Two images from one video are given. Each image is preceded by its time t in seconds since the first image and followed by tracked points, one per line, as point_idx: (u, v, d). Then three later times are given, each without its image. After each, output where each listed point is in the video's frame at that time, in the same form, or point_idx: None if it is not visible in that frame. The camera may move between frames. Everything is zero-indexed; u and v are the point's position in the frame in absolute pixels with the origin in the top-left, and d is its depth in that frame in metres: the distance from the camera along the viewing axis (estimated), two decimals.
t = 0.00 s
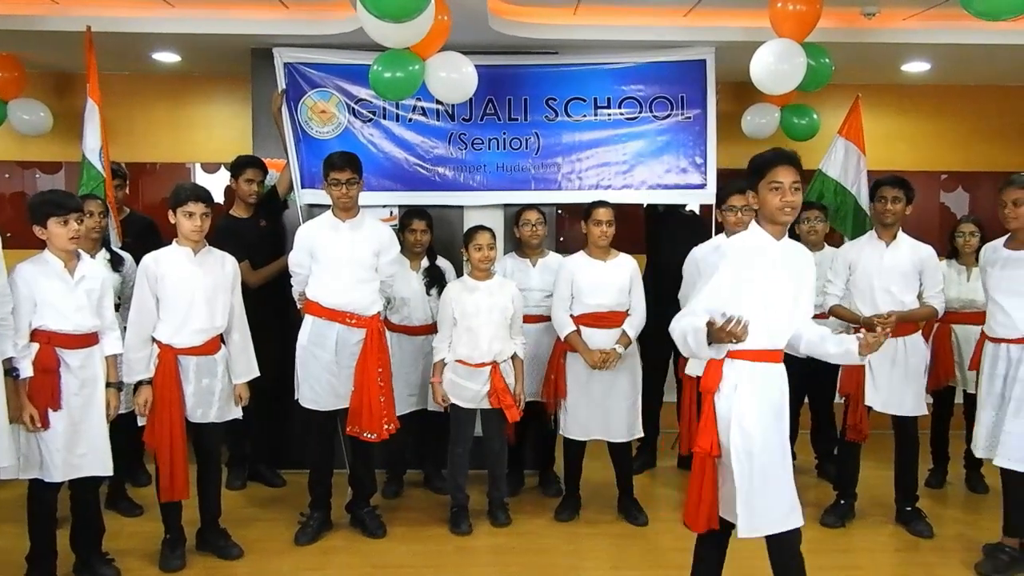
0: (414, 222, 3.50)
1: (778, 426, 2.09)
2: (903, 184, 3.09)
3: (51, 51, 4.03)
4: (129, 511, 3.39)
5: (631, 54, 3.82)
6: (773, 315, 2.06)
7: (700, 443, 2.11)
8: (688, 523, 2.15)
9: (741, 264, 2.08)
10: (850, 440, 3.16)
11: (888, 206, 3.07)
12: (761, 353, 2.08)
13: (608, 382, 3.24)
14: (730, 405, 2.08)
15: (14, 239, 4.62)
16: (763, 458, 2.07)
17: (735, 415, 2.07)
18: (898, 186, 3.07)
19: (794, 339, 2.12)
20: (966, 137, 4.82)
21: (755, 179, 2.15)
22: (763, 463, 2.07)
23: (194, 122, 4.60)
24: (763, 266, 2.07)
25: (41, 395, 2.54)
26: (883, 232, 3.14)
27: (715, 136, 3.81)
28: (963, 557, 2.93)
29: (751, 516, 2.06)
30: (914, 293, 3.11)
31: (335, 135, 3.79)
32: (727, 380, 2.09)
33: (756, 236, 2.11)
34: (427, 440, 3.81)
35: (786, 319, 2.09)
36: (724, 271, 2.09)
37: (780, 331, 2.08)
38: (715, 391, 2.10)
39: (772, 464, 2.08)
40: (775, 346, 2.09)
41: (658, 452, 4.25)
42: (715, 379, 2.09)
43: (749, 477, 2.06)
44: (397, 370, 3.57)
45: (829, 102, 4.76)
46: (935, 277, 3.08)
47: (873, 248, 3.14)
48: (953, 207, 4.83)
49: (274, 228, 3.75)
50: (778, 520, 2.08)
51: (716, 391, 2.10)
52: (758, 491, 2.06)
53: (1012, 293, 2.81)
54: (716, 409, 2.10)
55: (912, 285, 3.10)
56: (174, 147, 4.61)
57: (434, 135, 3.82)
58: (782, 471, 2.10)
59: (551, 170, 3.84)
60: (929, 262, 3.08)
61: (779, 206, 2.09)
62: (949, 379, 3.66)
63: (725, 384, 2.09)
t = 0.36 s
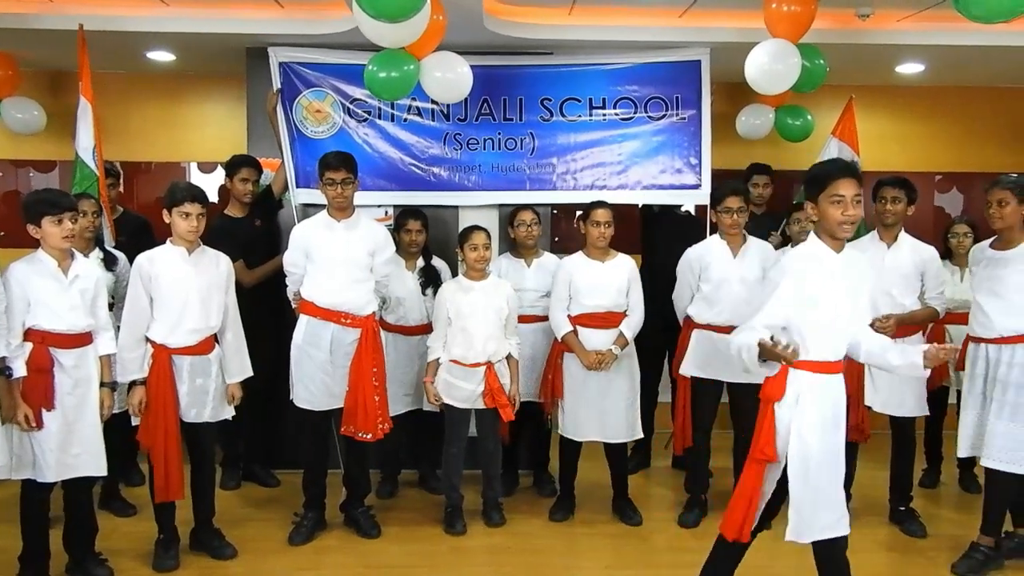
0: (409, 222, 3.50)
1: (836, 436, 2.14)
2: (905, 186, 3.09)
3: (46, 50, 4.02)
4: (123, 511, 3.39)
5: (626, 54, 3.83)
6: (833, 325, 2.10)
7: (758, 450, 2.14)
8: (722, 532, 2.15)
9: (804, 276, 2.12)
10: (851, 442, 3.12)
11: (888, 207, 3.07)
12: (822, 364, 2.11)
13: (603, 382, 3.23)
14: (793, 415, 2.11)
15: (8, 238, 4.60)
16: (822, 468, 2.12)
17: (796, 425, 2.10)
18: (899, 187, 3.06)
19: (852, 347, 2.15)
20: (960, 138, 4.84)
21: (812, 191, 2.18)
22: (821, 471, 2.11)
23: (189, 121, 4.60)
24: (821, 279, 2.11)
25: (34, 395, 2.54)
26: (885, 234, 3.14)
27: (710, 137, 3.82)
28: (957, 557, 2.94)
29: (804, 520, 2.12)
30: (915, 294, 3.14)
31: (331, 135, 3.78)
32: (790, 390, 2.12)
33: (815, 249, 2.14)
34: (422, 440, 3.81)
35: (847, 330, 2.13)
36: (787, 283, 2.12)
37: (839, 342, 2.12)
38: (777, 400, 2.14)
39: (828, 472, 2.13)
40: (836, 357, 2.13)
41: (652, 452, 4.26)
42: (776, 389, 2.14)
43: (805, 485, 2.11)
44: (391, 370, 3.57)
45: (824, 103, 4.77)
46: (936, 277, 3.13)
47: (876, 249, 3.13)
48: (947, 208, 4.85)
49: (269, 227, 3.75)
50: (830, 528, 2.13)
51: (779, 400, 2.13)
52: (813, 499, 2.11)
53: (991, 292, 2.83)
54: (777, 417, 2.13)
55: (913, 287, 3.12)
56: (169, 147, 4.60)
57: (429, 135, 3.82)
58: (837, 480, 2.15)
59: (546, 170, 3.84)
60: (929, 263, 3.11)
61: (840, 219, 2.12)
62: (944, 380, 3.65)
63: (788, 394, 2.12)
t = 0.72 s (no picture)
0: (402, 222, 3.50)
1: (870, 432, 2.19)
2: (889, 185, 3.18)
3: (37, 48, 4.00)
4: (113, 511, 3.37)
5: (619, 56, 3.83)
6: (871, 319, 2.15)
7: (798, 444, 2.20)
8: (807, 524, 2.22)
9: (845, 268, 2.15)
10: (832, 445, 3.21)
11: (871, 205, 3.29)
12: (858, 357, 2.17)
13: (596, 383, 3.23)
14: (829, 410, 2.16)
15: None
16: (856, 463, 2.17)
17: (832, 419, 2.16)
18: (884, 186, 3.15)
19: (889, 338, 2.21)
20: (951, 141, 4.86)
21: (849, 185, 2.22)
22: (855, 466, 2.16)
23: (183, 120, 4.58)
24: (862, 272, 2.14)
25: (23, 395, 2.53)
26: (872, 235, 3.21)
27: (703, 139, 3.83)
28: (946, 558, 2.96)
29: (841, 515, 2.15)
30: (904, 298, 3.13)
31: (324, 135, 3.77)
32: (824, 384, 2.18)
33: (854, 242, 2.18)
34: (414, 441, 3.81)
35: (886, 322, 2.18)
36: (827, 275, 2.14)
37: (878, 332, 2.17)
38: (812, 394, 2.19)
39: (862, 468, 2.18)
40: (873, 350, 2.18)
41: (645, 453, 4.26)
42: (813, 382, 2.19)
43: (840, 478, 2.16)
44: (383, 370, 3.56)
45: (815, 106, 4.79)
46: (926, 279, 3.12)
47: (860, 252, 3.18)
48: (938, 210, 4.86)
49: (262, 228, 3.74)
50: (866, 519, 2.18)
51: (813, 395, 2.19)
52: (851, 492, 2.16)
53: (978, 294, 2.84)
54: (811, 411, 2.20)
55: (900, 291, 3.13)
56: (163, 146, 4.59)
57: (422, 135, 3.82)
58: (871, 477, 2.20)
59: (539, 171, 3.84)
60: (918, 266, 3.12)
61: (879, 210, 2.15)
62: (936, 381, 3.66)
63: (822, 389, 2.18)
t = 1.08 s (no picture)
0: (379, 222, 3.49)
1: (861, 428, 2.21)
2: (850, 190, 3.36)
3: (8, 46, 3.95)
4: (86, 515, 3.34)
5: (597, 58, 3.85)
6: (867, 318, 2.16)
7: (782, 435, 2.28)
8: (772, 519, 2.34)
9: (839, 267, 2.17)
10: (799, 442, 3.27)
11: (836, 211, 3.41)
12: (852, 355, 2.19)
13: (574, 384, 3.24)
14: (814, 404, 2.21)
15: None
16: (843, 458, 2.20)
17: (816, 413, 2.21)
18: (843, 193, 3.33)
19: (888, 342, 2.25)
20: (924, 144, 4.92)
21: (851, 185, 2.23)
22: (839, 461, 2.20)
23: (158, 119, 4.55)
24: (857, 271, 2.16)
25: None
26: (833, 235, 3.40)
27: (680, 141, 3.85)
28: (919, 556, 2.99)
29: (822, 506, 2.21)
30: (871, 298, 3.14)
31: (301, 136, 3.76)
32: (811, 379, 2.22)
33: (853, 243, 2.19)
34: (391, 442, 3.80)
35: (886, 322, 2.19)
36: (818, 271, 2.18)
37: (879, 331, 2.19)
38: (800, 388, 2.25)
39: (849, 463, 2.20)
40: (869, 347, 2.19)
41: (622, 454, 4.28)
42: (801, 377, 2.24)
43: (823, 471, 2.21)
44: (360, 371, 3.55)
45: (791, 108, 4.83)
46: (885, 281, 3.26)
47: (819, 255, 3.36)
48: (911, 212, 4.91)
49: (238, 228, 3.72)
50: (855, 515, 2.21)
51: (802, 389, 2.24)
52: (836, 486, 2.20)
53: (949, 297, 2.87)
54: (799, 405, 2.26)
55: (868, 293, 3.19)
56: (138, 146, 4.55)
57: (400, 136, 3.81)
58: (863, 473, 2.21)
59: (518, 173, 3.84)
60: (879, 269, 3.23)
61: (878, 212, 2.17)
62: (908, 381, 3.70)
63: (809, 383, 2.23)
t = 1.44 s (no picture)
0: (373, 223, 3.49)
1: (882, 424, 2.24)
2: (836, 191, 3.35)
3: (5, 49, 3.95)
4: (84, 518, 3.33)
5: (594, 60, 3.85)
6: (890, 316, 2.20)
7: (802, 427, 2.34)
8: (782, 505, 2.33)
9: (858, 271, 2.22)
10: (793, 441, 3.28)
11: (820, 211, 3.33)
12: (877, 351, 2.22)
13: (573, 386, 3.24)
14: (831, 398, 2.26)
15: None
16: (861, 450, 2.24)
17: (833, 406, 2.26)
18: (826, 192, 3.33)
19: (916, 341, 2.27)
20: (921, 145, 4.92)
21: (869, 191, 2.28)
22: (857, 453, 2.24)
23: (156, 122, 4.55)
24: (875, 270, 2.21)
25: None
26: (820, 238, 3.36)
27: (677, 142, 3.85)
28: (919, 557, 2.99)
29: (839, 495, 2.25)
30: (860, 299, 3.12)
31: (298, 138, 3.76)
32: (831, 374, 2.27)
33: (871, 246, 2.24)
34: (389, 444, 3.79)
35: (909, 321, 2.22)
36: (835, 272, 2.25)
37: (905, 332, 2.22)
38: (821, 383, 2.30)
39: (866, 457, 2.24)
40: (893, 345, 2.22)
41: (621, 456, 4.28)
42: (823, 371, 2.29)
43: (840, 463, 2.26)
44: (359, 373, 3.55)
45: (789, 109, 4.83)
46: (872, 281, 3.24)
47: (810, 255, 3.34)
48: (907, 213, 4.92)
49: (235, 230, 3.72)
50: (874, 507, 2.24)
51: (823, 383, 2.29)
52: (854, 478, 2.24)
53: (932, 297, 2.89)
54: (820, 398, 2.31)
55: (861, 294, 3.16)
56: (135, 148, 4.55)
57: (398, 138, 3.81)
58: (883, 468, 2.24)
59: (515, 174, 3.84)
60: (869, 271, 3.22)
61: (895, 217, 2.22)
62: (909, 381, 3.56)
63: (829, 377, 2.28)
